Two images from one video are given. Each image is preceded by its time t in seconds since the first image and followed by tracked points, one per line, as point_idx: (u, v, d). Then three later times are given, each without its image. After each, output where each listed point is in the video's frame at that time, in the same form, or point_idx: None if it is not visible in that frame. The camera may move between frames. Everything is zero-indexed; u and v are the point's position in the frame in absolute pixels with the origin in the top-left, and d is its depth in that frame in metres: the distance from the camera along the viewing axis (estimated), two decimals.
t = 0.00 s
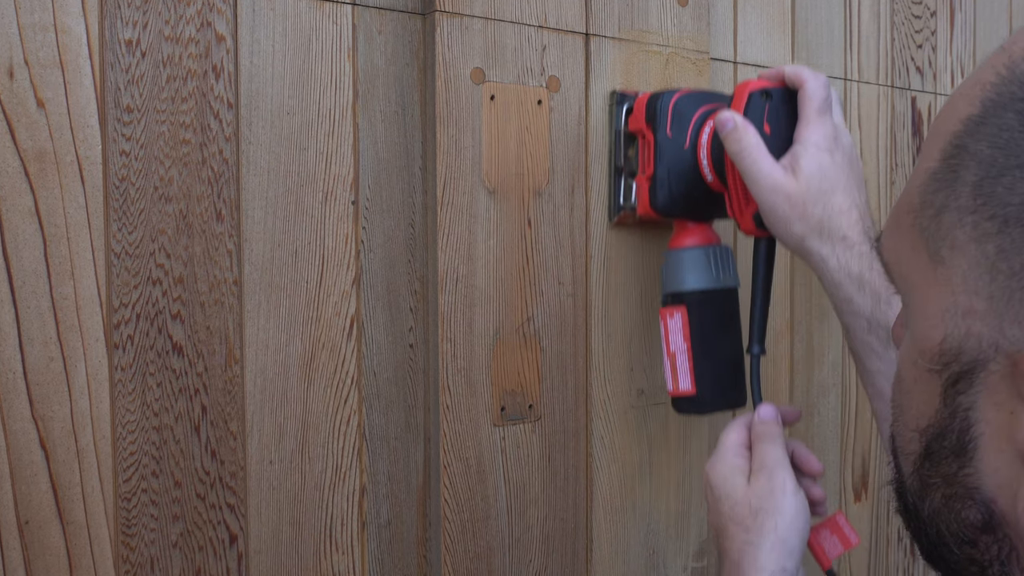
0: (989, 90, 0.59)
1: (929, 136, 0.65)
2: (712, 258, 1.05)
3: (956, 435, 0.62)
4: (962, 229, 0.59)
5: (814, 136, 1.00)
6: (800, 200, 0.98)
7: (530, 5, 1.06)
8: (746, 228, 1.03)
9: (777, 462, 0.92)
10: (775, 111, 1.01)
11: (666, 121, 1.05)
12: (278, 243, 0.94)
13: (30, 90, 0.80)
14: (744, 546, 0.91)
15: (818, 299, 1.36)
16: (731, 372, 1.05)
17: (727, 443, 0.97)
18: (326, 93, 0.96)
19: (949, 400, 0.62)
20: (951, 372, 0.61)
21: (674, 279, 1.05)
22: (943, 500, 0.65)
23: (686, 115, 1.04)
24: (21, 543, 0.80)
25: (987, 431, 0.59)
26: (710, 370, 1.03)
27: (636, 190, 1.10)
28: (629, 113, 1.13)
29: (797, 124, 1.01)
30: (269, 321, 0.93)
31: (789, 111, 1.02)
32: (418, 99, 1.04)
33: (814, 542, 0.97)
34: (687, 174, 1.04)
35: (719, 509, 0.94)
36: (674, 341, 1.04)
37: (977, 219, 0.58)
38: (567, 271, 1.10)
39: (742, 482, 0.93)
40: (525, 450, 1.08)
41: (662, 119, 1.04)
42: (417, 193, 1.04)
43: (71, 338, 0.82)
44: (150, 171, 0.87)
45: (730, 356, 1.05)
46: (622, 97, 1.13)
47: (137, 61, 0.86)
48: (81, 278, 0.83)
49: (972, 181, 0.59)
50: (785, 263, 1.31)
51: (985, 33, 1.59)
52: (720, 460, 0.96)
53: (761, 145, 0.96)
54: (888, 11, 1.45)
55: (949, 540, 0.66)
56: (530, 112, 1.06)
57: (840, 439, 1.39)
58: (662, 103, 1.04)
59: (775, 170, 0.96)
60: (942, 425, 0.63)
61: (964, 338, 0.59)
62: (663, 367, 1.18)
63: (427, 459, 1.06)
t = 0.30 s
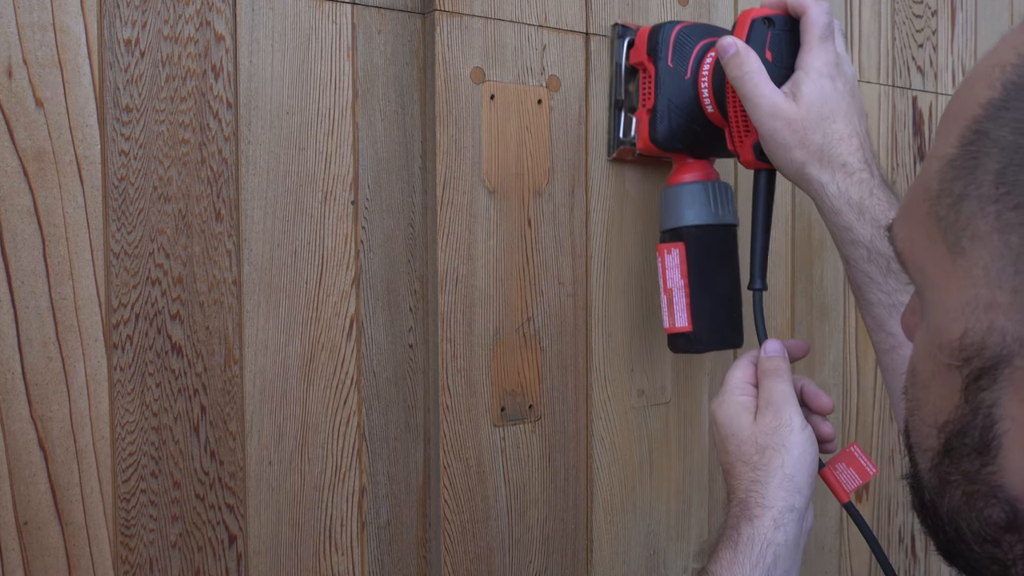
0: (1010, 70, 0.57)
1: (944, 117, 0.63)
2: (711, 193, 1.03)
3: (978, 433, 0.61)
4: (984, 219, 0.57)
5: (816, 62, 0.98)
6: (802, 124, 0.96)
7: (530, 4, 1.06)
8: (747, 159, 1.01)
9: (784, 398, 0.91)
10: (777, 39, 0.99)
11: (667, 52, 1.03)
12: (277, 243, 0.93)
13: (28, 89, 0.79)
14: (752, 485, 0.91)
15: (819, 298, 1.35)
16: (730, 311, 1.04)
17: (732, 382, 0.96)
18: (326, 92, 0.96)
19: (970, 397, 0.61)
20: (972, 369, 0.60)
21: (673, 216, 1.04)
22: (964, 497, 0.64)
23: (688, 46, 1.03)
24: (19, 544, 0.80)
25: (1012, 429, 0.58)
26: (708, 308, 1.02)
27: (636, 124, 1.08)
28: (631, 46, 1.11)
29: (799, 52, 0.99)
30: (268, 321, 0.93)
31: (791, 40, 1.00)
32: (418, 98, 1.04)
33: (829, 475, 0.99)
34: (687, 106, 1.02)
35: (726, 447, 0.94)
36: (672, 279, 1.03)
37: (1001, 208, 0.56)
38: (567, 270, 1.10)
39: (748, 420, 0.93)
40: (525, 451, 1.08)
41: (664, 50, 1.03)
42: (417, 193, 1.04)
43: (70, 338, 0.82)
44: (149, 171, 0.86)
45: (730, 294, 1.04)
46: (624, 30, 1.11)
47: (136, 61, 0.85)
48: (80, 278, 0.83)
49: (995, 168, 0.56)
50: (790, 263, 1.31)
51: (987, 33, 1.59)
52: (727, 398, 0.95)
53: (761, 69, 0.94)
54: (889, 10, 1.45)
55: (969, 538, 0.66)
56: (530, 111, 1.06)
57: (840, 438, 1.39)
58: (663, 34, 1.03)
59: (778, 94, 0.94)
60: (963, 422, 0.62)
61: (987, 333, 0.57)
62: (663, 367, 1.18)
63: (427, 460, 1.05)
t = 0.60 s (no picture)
0: None
1: (960, 119, 0.63)
2: (690, 188, 1.03)
3: (999, 442, 0.60)
4: (1007, 223, 0.57)
5: (789, 51, 0.97)
6: (776, 116, 0.95)
7: (530, 3, 1.05)
8: (722, 153, 1.00)
9: (780, 398, 0.91)
10: (749, 28, 0.97)
11: (639, 44, 1.01)
12: (275, 243, 0.93)
13: (27, 89, 0.79)
14: (750, 488, 0.90)
15: (820, 298, 1.35)
16: (712, 306, 1.03)
17: (726, 381, 0.96)
18: (326, 92, 0.96)
19: (992, 405, 0.60)
20: (996, 376, 0.59)
21: (652, 211, 1.03)
22: (983, 508, 0.63)
23: (659, 37, 1.01)
24: (18, 545, 0.80)
25: None
26: (689, 304, 1.02)
27: (610, 118, 1.06)
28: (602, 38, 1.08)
29: (772, 41, 0.98)
30: (267, 321, 0.93)
31: (764, 27, 0.98)
32: (418, 98, 1.03)
33: (823, 477, 0.99)
34: (661, 98, 1.01)
35: (723, 450, 0.94)
36: (654, 277, 1.03)
37: None
38: (566, 270, 1.10)
39: (744, 421, 0.92)
40: (525, 451, 1.08)
41: (636, 41, 1.01)
42: (416, 193, 1.04)
43: (69, 338, 0.82)
44: (148, 170, 0.86)
45: (712, 289, 1.03)
46: (594, 22, 1.09)
47: (135, 60, 0.85)
48: (79, 278, 0.82)
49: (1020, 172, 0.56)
50: (791, 264, 1.31)
51: (987, 32, 1.59)
52: (722, 399, 0.95)
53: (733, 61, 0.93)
54: (890, 9, 1.44)
55: (988, 549, 0.64)
56: (530, 110, 1.06)
57: (840, 438, 1.38)
58: (634, 25, 1.01)
59: (749, 86, 0.93)
60: (983, 431, 0.61)
61: (1009, 340, 0.57)
62: (664, 367, 1.18)
63: (426, 460, 1.05)
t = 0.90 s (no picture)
0: None
1: (959, 122, 0.62)
2: (688, 198, 1.03)
3: (998, 448, 0.60)
4: (1007, 227, 0.56)
5: (787, 63, 0.96)
6: (773, 129, 0.95)
7: (530, 3, 1.05)
8: (720, 164, 1.00)
9: (773, 408, 0.90)
10: (748, 40, 0.97)
11: (637, 55, 1.01)
12: (275, 243, 0.93)
13: (26, 88, 0.79)
14: (742, 499, 0.90)
15: (820, 298, 1.35)
16: (709, 318, 1.03)
17: (718, 393, 0.95)
18: (325, 91, 0.96)
19: (991, 410, 0.60)
20: (995, 382, 0.59)
21: (649, 221, 1.03)
22: (979, 513, 0.63)
23: (658, 49, 1.00)
24: (16, 545, 0.80)
25: None
26: (685, 314, 1.01)
27: (608, 129, 1.06)
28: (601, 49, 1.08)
29: (770, 53, 0.97)
30: (266, 321, 0.93)
31: (763, 39, 0.98)
32: (417, 97, 1.03)
33: (814, 490, 0.98)
34: (660, 109, 1.00)
35: (714, 461, 0.93)
36: (650, 287, 1.02)
37: None
38: (567, 271, 1.10)
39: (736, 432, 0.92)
40: (525, 452, 1.08)
41: (635, 52, 1.01)
42: (416, 193, 1.04)
43: (67, 338, 0.82)
44: (147, 170, 0.86)
45: (709, 299, 1.03)
46: (593, 32, 1.08)
47: (134, 59, 0.85)
48: (77, 278, 0.82)
49: (1019, 175, 0.56)
50: (791, 264, 1.30)
51: (988, 32, 1.58)
52: (713, 409, 0.95)
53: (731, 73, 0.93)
54: (891, 9, 1.44)
55: (983, 554, 0.64)
56: (530, 110, 1.06)
57: (841, 439, 1.38)
58: (633, 36, 1.01)
59: (747, 98, 0.92)
60: (980, 437, 0.61)
61: (1009, 345, 0.57)
62: (664, 367, 1.17)
63: (426, 460, 1.05)
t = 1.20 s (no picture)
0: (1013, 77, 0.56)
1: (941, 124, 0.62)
2: (688, 198, 1.03)
3: (977, 448, 0.60)
4: (985, 228, 0.56)
5: (786, 62, 0.96)
6: (773, 128, 0.95)
7: (530, 2, 1.05)
8: (720, 165, 0.99)
9: (776, 410, 0.89)
10: (747, 39, 0.97)
11: (636, 55, 1.00)
12: (274, 243, 0.93)
13: (24, 88, 0.79)
14: (743, 501, 0.90)
15: (821, 298, 1.35)
16: (710, 317, 1.03)
17: (722, 393, 0.95)
18: (325, 91, 0.95)
19: (969, 410, 0.60)
20: (972, 383, 0.59)
21: (649, 221, 1.03)
22: (961, 513, 0.64)
23: (656, 49, 1.00)
24: (14, 546, 0.79)
25: (1013, 444, 0.58)
26: (687, 315, 1.01)
27: (607, 129, 1.05)
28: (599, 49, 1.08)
29: (769, 52, 0.97)
30: (265, 322, 0.92)
31: (762, 39, 0.98)
32: (417, 97, 1.03)
33: (820, 489, 0.97)
34: (659, 109, 1.01)
35: (718, 461, 0.93)
36: (650, 287, 1.02)
37: (1003, 217, 0.55)
38: (567, 271, 1.09)
39: (739, 433, 0.92)
40: (525, 452, 1.08)
41: (634, 52, 1.00)
42: (415, 193, 1.03)
43: (66, 338, 0.82)
44: (146, 170, 0.86)
45: (711, 297, 1.03)
46: (591, 31, 1.08)
47: (133, 58, 0.85)
48: (76, 278, 0.82)
49: (996, 176, 0.55)
50: (792, 264, 1.30)
51: (990, 31, 1.58)
52: (717, 411, 0.95)
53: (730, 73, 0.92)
54: (892, 8, 1.44)
55: (965, 554, 0.65)
56: (530, 110, 1.05)
57: (842, 439, 1.38)
58: (631, 37, 1.00)
59: (746, 97, 0.92)
60: (961, 437, 0.61)
61: (987, 346, 0.57)
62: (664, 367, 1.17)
63: (426, 461, 1.05)
